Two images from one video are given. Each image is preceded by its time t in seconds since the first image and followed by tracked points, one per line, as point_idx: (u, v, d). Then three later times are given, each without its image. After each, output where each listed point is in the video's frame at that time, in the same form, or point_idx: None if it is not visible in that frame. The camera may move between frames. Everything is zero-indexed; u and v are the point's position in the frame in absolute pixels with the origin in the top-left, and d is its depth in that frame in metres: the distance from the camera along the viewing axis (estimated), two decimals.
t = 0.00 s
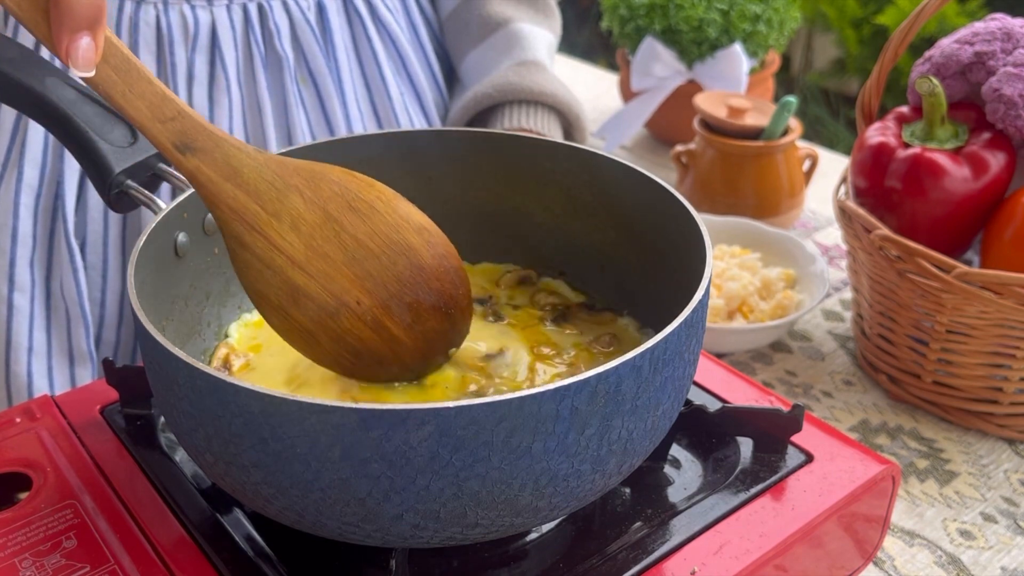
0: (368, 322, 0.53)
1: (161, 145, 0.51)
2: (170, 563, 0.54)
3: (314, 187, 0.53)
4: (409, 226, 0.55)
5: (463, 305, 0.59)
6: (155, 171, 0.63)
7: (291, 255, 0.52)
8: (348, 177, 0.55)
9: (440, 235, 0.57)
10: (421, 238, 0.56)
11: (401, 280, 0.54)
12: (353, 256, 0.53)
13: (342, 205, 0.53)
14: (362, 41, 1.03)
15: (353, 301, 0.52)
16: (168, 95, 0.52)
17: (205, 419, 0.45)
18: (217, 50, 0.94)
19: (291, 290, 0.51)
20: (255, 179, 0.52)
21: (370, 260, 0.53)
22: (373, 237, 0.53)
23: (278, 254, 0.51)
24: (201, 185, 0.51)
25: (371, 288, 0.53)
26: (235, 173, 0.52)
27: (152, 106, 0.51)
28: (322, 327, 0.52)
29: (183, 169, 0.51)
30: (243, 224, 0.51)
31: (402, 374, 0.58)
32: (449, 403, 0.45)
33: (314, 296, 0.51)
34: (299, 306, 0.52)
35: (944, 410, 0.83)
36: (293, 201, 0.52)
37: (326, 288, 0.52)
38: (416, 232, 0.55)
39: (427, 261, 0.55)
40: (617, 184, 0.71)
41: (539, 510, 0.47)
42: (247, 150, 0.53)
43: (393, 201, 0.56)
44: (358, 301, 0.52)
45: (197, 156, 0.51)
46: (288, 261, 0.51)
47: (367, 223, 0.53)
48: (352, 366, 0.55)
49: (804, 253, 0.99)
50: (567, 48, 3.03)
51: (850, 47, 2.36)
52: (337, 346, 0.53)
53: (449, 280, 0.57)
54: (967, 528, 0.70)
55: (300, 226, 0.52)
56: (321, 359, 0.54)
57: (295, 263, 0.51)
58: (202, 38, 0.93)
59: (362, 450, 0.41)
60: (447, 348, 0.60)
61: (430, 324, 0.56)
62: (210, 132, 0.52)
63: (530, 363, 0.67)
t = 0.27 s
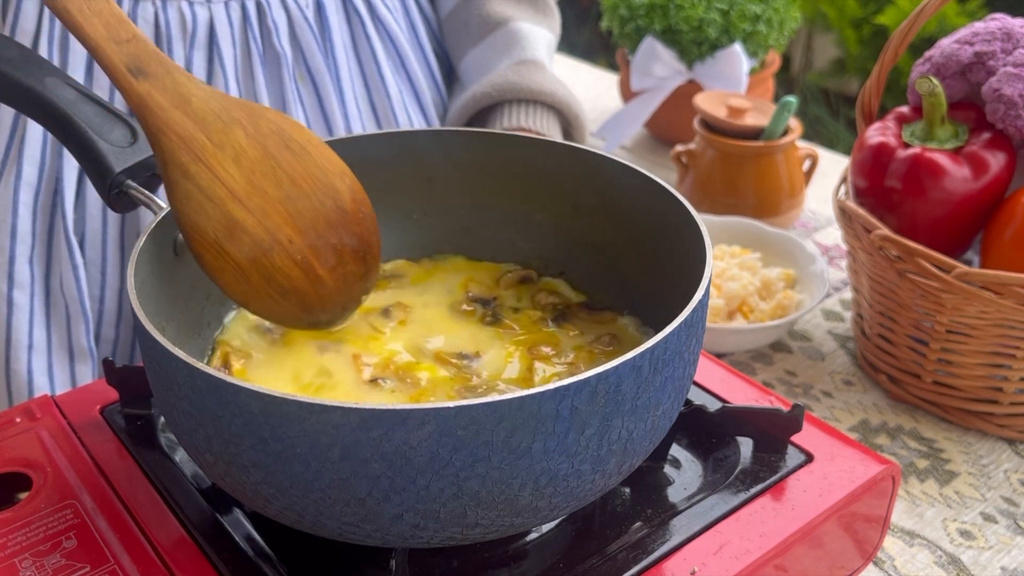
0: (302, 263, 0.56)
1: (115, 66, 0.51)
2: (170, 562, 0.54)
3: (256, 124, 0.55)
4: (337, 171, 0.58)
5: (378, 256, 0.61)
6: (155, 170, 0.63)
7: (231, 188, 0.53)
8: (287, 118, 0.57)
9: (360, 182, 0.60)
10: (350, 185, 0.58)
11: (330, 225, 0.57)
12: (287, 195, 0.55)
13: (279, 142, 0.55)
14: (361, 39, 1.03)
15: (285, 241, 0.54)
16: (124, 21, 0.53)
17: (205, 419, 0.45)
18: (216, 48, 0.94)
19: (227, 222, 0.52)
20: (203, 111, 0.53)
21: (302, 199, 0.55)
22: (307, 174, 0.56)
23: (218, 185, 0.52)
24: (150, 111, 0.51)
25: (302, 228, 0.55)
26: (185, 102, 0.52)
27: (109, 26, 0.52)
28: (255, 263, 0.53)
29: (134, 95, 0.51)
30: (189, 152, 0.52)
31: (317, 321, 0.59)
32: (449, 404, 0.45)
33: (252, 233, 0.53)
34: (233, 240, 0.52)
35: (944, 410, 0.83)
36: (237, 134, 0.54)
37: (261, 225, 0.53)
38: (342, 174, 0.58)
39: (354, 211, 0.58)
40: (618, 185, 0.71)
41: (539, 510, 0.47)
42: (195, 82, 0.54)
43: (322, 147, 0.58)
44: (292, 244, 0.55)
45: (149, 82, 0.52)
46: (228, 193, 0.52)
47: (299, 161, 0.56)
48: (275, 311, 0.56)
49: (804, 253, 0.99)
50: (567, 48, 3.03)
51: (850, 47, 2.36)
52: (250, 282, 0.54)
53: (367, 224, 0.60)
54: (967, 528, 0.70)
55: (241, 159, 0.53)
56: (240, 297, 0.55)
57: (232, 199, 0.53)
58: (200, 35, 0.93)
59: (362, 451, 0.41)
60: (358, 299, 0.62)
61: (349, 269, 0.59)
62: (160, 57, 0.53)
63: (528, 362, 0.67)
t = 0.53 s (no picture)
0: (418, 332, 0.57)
1: (217, 144, 0.52)
2: (170, 562, 0.54)
3: (363, 191, 0.56)
4: (451, 230, 0.59)
5: (496, 313, 0.63)
6: (155, 170, 0.63)
7: (338, 256, 0.54)
8: (395, 182, 0.58)
9: (475, 242, 0.61)
10: (459, 244, 0.59)
11: (443, 287, 0.58)
12: (397, 260, 0.56)
13: (389, 207, 0.57)
14: (361, 38, 1.03)
15: (398, 306, 0.55)
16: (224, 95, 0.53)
17: (205, 419, 0.45)
18: (216, 47, 0.94)
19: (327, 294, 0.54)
20: (308, 180, 0.55)
21: (412, 262, 0.56)
22: (419, 238, 0.57)
23: (326, 254, 0.54)
24: (253, 182, 0.53)
25: (415, 293, 0.56)
26: (289, 173, 0.54)
27: (209, 104, 0.52)
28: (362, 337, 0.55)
29: (238, 168, 0.53)
30: (297, 224, 0.54)
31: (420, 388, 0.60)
32: (448, 403, 0.45)
33: (359, 299, 0.54)
34: (343, 308, 0.54)
35: (944, 410, 0.83)
36: (342, 202, 0.55)
37: (370, 292, 0.55)
38: (455, 236, 0.59)
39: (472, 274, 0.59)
40: (618, 184, 0.71)
41: (539, 510, 0.47)
42: (300, 152, 0.55)
43: (435, 210, 0.59)
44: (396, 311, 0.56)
45: (252, 156, 0.53)
46: (335, 261, 0.54)
47: (411, 227, 0.57)
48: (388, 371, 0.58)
49: (804, 253, 0.99)
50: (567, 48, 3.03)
51: (850, 47, 2.36)
52: (382, 348, 0.56)
53: (482, 283, 0.60)
54: (968, 528, 0.70)
55: (348, 227, 0.55)
56: (356, 360, 0.56)
57: (338, 269, 0.54)
58: (201, 33, 0.93)
59: (361, 450, 0.41)
60: (471, 358, 0.62)
61: (464, 330, 0.60)
62: (263, 130, 0.54)
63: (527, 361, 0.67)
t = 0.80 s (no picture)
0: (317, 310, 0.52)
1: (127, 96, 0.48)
2: (170, 562, 0.54)
3: (277, 163, 0.52)
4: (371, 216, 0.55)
5: (405, 303, 0.58)
6: (155, 170, 0.63)
7: (245, 229, 0.50)
8: (319, 162, 0.54)
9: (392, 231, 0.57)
10: (376, 232, 0.55)
11: (353, 273, 0.54)
12: (306, 238, 0.52)
13: (302, 183, 0.53)
14: (361, 39, 1.03)
15: (302, 286, 0.51)
16: (142, 49, 0.50)
17: (205, 419, 0.45)
18: (216, 47, 0.94)
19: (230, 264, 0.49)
20: (219, 144, 0.50)
21: (321, 243, 0.52)
22: (331, 218, 0.53)
23: (229, 223, 0.49)
24: (161, 141, 0.49)
25: (319, 275, 0.52)
26: (201, 136, 0.50)
27: (123, 54, 0.49)
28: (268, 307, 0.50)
29: (146, 125, 0.49)
30: (202, 189, 0.49)
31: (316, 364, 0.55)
32: (448, 404, 0.45)
33: (262, 276, 0.50)
34: (242, 282, 0.49)
35: (944, 410, 0.83)
36: (253, 171, 0.51)
37: (274, 268, 0.50)
38: (371, 221, 0.55)
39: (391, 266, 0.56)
40: (617, 184, 0.71)
41: (539, 510, 0.47)
42: (214, 116, 0.51)
43: (353, 194, 0.55)
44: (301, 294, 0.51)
45: (162, 113, 0.49)
46: (240, 234, 0.49)
47: (323, 206, 0.53)
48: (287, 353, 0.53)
49: (804, 253, 0.99)
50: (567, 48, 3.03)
51: (850, 47, 2.36)
52: (275, 326, 0.50)
53: (396, 276, 0.57)
54: (967, 528, 0.70)
55: (257, 199, 0.51)
56: (241, 335, 0.51)
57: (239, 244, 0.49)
58: (201, 33, 0.93)
59: (362, 451, 0.41)
60: (382, 347, 0.59)
61: (369, 319, 0.55)
62: (177, 91, 0.50)
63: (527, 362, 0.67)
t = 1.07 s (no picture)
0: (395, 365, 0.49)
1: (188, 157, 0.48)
2: (170, 562, 0.54)
3: (343, 214, 0.51)
4: (441, 261, 0.53)
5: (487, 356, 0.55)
6: (155, 171, 0.63)
7: (311, 282, 0.49)
8: (386, 211, 0.53)
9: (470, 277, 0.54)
10: (449, 278, 0.52)
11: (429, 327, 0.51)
12: (374, 289, 0.50)
13: (369, 232, 0.51)
14: (361, 39, 1.03)
15: (372, 339, 0.48)
16: (197, 103, 0.50)
17: (205, 419, 0.45)
18: (216, 48, 0.94)
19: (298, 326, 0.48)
20: (281, 198, 0.50)
21: (392, 293, 0.50)
22: (400, 267, 0.51)
23: (295, 278, 0.49)
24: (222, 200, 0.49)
25: (393, 326, 0.49)
26: (261, 190, 0.50)
27: (181, 112, 0.49)
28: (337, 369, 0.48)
29: (207, 183, 0.49)
30: (265, 243, 0.49)
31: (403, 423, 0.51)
32: (448, 404, 0.45)
33: (331, 329, 0.48)
34: (311, 337, 0.48)
35: (945, 410, 0.83)
36: (319, 224, 0.50)
37: (343, 322, 0.48)
38: (445, 270, 0.52)
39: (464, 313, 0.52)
40: (618, 184, 0.71)
41: (539, 510, 0.47)
42: (274, 168, 0.51)
43: (425, 241, 0.53)
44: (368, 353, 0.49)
45: (223, 169, 0.49)
46: (307, 289, 0.49)
47: (392, 255, 0.51)
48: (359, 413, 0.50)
49: (804, 253, 0.99)
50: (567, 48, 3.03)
51: (850, 47, 2.36)
52: (352, 386, 0.48)
53: (476, 326, 0.53)
54: (967, 528, 0.70)
55: (322, 249, 0.50)
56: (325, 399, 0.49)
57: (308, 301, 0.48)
58: (201, 34, 0.93)
59: (362, 450, 0.41)
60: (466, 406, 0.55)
61: (448, 372, 0.52)
62: (238, 143, 0.50)
63: (528, 363, 0.67)
